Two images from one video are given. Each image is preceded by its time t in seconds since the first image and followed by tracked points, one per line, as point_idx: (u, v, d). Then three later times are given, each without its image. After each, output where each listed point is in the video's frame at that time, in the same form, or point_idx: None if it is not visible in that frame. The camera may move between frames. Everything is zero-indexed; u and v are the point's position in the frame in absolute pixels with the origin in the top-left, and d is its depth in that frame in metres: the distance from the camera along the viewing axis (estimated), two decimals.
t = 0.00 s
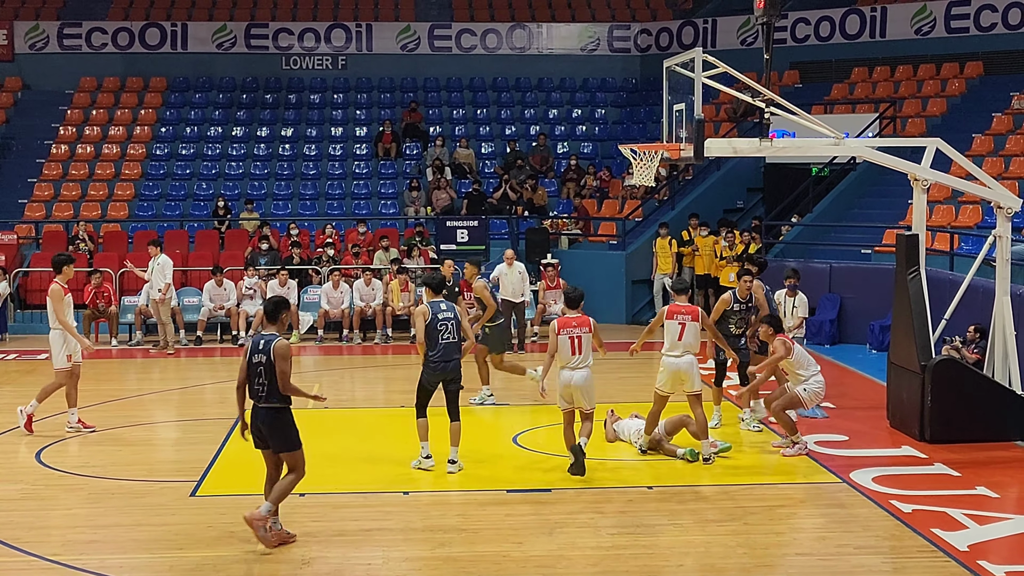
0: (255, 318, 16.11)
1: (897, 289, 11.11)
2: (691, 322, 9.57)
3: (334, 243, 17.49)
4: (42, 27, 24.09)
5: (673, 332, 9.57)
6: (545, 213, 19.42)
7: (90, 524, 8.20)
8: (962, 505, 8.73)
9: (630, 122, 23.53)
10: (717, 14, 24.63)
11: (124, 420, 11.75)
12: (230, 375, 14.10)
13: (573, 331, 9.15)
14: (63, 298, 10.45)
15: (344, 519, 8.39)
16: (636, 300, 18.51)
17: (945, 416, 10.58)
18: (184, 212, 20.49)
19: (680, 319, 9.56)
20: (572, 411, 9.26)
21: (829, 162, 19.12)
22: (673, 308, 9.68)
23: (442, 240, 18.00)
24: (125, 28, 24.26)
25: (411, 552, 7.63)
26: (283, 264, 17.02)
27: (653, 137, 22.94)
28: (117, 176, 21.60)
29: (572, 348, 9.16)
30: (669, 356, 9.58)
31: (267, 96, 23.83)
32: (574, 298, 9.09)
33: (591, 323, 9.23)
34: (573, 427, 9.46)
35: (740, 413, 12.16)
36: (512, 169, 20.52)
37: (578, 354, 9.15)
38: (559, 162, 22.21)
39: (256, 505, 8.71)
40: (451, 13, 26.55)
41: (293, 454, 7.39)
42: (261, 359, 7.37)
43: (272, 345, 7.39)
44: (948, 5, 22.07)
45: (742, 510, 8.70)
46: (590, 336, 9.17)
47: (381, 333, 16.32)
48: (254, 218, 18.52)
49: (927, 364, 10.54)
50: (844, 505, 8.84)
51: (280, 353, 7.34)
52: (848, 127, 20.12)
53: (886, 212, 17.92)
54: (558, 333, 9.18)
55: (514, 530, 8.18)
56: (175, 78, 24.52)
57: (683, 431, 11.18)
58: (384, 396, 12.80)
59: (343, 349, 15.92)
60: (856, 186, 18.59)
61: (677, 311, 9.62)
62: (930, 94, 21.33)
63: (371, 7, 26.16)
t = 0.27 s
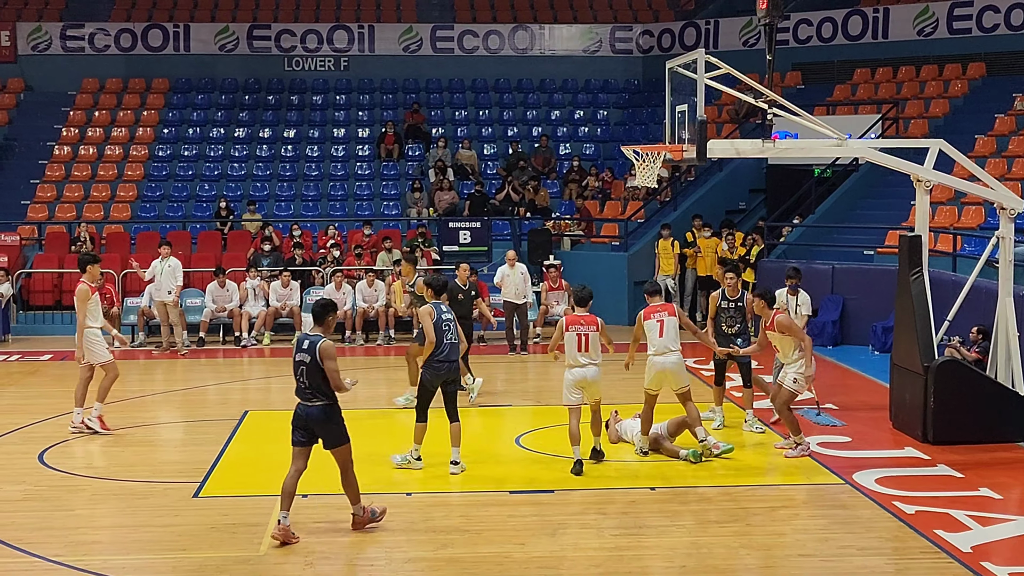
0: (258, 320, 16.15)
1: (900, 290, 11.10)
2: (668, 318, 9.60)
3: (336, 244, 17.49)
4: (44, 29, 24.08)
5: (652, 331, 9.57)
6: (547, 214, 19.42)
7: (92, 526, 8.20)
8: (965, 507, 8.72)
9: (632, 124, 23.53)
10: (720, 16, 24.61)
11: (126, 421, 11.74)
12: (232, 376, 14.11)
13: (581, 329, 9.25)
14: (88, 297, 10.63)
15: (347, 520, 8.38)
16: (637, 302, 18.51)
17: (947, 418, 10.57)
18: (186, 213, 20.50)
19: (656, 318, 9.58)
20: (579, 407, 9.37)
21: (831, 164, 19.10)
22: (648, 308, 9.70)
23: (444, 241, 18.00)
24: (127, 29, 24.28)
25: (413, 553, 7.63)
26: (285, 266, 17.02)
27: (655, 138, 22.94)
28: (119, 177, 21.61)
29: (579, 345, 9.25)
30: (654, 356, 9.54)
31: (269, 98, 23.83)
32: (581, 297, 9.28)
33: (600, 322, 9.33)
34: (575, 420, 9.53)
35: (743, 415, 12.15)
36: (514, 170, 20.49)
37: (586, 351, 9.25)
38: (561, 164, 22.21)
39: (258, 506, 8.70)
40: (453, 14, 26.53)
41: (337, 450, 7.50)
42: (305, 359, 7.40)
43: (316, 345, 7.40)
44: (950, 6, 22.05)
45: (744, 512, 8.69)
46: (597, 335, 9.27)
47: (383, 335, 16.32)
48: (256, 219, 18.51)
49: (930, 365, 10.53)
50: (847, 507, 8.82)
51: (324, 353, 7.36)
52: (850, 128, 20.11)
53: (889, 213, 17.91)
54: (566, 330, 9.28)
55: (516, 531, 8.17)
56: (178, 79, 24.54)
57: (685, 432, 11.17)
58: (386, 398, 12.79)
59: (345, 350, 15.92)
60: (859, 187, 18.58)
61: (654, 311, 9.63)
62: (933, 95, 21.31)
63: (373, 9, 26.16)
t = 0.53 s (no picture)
0: (263, 320, 16.22)
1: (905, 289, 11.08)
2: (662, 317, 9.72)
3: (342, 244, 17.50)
4: (50, 29, 24.12)
5: (648, 330, 9.67)
6: (552, 214, 19.42)
7: (98, 525, 8.21)
8: (971, 506, 8.70)
9: (637, 124, 23.52)
10: (725, 15, 24.61)
11: (131, 421, 11.76)
12: (238, 376, 14.13)
13: (594, 327, 9.65)
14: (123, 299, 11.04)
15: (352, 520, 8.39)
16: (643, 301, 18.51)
17: (953, 417, 10.55)
18: (192, 213, 20.54)
19: (649, 318, 9.72)
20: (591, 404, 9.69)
21: (837, 163, 19.08)
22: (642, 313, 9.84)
23: (449, 241, 18.01)
24: (133, 29, 24.28)
25: (419, 552, 7.63)
26: (290, 266, 17.06)
27: (660, 138, 22.94)
28: (124, 177, 21.64)
29: (592, 342, 9.59)
30: (655, 353, 9.54)
31: (275, 97, 23.86)
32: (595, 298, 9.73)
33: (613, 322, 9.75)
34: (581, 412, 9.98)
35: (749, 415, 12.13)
36: (520, 171, 20.44)
37: (600, 350, 9.59)
38: (566, 163, 22.22)
39: (264, 506, 8.71)
40: (458, 14, 26.55)
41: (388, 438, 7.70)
42: (354, 347, 7.66)
43: (367, 334, 7.65)
44: (956, 5, 22.02)
45: (750, 511, 8.68)
46: (610, 333, 9.64)
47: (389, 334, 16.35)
48: (262, 219, 18.53)
49: (935, 364, 10.52)
50: (853, 506, 8.81)
51: (375, 342, 7.61)
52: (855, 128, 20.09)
53: (894, 212, 17.88)
54: (580, 329, 9.66)
55: (522, 530, 8.17)
56: (183, 79, 24.59)
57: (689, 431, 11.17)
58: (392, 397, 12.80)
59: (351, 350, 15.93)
60: (865, 187, 18.56)
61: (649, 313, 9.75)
62: (938, 95, 21.28)
63: (379, 9, 26.17)
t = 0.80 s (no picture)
0: (273, 318, 16.22)
1: (915, 287, 11.05)
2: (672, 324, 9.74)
3: (351, 242, 17.53)
4: (60, 28, 24.24)
5: (660, 332, 9.70)
6: (561, 212, 19.43)
7: (108, 523, 8.23)
8: (981, 505, 8.66)
9: (646, 122, 23.50)
10: (734, 13, 24.59)
11: (141, 419, 11.79)
12: (248, 374, 14.16)
13: (603, 322, 9.74)
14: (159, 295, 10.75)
15: (361, 518, 8.39)
16: (652, 299, 18.49)
17: (963, 415, 10.51)
18: (201, 211, 20.57)
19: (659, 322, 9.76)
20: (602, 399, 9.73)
21: (846, 161, 19.02)
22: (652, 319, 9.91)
23: (459, 239, 18.02)
24: (142, 28, 24.43)
25: (428, 550, 7.63)
26: (300, 264, 17.09)
27: (669, 136, 22.91)
28: (134, 176, 21.69)
29: (602, 336, 9.66)
30: (665, 353, 9.53)
31: (284, 96, 23.90)
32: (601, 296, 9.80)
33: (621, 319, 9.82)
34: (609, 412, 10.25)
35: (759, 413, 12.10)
36: (529, 168, 20.32)
37: (610, 343, 9.63)
38: (576, 162, 22.21)
39: (273, 504, 8.72)
40: (467, 12, 26.56)
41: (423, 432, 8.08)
42: (396, 344, 7.94)
43: (407, 332, 7.95)
44: (965, 2, 21.95)
45: (759, 510, 8.66)
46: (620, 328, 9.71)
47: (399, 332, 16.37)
48: (271, 217, 18.56)
49: (945, 363, 10.48)
50: (862, 505, 8.78)
51: (417, 338, 7.95)
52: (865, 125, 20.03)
53: (904, 210, 17.82)
54: (590, 326, 9.78)
55: (531, 528, 8.16)
56: (193, 78, 24.65)
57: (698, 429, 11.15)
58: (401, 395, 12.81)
59: (360, 348, 15.94)
60: (874, 185, 18.52)
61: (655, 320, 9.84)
62: (948, 92, 21.21)
63: (388, 7, 26.20)
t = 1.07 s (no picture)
0: (289, 317, 16.25)
1: (931, 286, 10.98)
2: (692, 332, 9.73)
3: (366, 241, 17.55)
4: (77, 28, 24.36)
5: (680, 337, 9.66)
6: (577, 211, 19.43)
7: (125, 521, 8.26)
8: (1000, 504, 8.61)
9: (661, 120, 23.45)
10: (749, 12, 24.52)
11: (157, 418, 11.83)
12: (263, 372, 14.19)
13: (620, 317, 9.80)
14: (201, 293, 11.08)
15: (377, 516, 8.39)
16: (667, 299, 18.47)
17: (980, 415, 10.45)
18: (217, 210, 20.62)
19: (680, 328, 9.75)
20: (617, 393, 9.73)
21: (862, 160, 18.94)
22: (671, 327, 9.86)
23: (474, 238, 18.01)
24: (158, 27, 24.53)
25: (445, 549, 7.62)
26: (315, 263, 17.11)
27: (684, 135, 22.86)
28: (150, 175, 21.76)
29: (618, 331, 9.70)
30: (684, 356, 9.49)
31: (300, 95, 23.94)
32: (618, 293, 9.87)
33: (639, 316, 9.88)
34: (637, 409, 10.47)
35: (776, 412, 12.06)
36: (542, 167, 19.95)
37: (625, 337, 9.66)
38: (591, 161, 22.17)
39: (289, 503, 8.73)
40: (482, 11, 26.55)
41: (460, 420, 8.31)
42: (435, 334, 8.26)
43: (446, 322, 8.28)
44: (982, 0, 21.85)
45: (775, 509, 8.63)
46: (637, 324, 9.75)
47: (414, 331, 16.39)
48: (286, 217, 18.59)
49: (962, 362, 10.42)
50: (879, 504, 8.74)
51: (455, 328, 8.26)
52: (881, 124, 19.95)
53: (920, 208, 17.74)
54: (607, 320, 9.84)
55: (546, 527, 8.15)
56: (208, 77, 24.72)
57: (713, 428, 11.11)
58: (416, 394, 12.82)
59: (375, 347, 15.95)
60: (890, 183, 18.44)
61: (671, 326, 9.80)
62: (965, 91, 21.09)
63: (404, 6, 26.22)
